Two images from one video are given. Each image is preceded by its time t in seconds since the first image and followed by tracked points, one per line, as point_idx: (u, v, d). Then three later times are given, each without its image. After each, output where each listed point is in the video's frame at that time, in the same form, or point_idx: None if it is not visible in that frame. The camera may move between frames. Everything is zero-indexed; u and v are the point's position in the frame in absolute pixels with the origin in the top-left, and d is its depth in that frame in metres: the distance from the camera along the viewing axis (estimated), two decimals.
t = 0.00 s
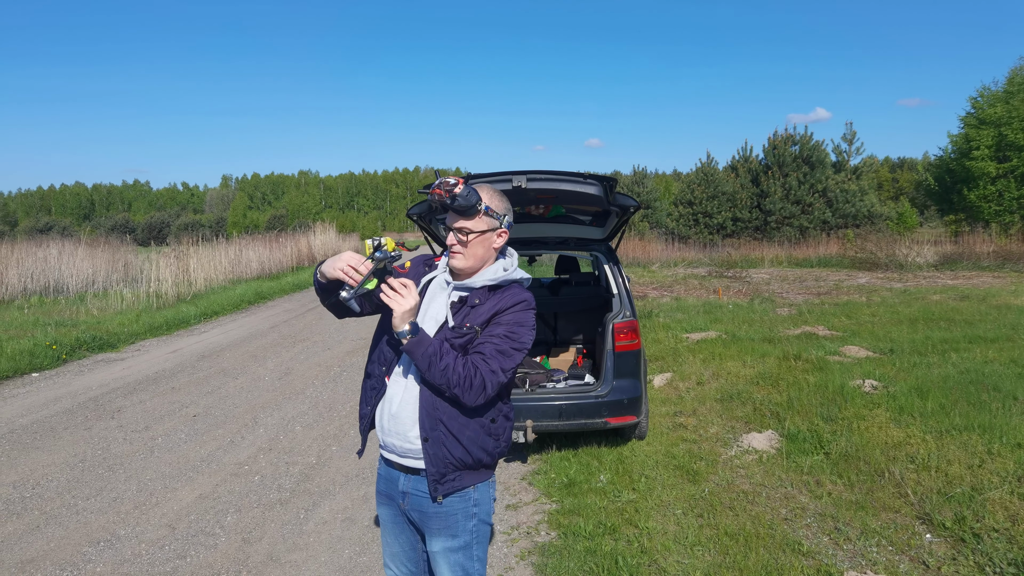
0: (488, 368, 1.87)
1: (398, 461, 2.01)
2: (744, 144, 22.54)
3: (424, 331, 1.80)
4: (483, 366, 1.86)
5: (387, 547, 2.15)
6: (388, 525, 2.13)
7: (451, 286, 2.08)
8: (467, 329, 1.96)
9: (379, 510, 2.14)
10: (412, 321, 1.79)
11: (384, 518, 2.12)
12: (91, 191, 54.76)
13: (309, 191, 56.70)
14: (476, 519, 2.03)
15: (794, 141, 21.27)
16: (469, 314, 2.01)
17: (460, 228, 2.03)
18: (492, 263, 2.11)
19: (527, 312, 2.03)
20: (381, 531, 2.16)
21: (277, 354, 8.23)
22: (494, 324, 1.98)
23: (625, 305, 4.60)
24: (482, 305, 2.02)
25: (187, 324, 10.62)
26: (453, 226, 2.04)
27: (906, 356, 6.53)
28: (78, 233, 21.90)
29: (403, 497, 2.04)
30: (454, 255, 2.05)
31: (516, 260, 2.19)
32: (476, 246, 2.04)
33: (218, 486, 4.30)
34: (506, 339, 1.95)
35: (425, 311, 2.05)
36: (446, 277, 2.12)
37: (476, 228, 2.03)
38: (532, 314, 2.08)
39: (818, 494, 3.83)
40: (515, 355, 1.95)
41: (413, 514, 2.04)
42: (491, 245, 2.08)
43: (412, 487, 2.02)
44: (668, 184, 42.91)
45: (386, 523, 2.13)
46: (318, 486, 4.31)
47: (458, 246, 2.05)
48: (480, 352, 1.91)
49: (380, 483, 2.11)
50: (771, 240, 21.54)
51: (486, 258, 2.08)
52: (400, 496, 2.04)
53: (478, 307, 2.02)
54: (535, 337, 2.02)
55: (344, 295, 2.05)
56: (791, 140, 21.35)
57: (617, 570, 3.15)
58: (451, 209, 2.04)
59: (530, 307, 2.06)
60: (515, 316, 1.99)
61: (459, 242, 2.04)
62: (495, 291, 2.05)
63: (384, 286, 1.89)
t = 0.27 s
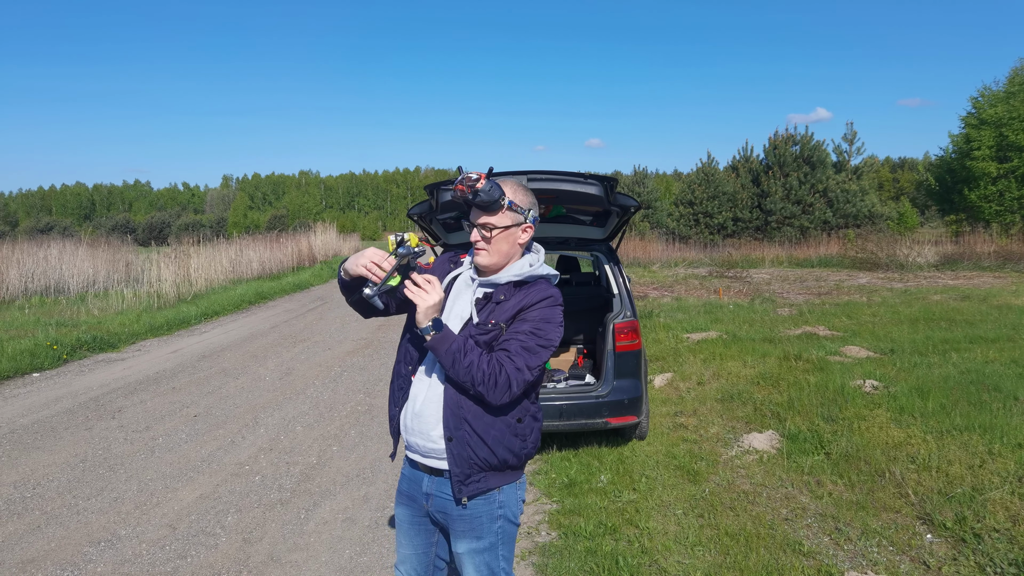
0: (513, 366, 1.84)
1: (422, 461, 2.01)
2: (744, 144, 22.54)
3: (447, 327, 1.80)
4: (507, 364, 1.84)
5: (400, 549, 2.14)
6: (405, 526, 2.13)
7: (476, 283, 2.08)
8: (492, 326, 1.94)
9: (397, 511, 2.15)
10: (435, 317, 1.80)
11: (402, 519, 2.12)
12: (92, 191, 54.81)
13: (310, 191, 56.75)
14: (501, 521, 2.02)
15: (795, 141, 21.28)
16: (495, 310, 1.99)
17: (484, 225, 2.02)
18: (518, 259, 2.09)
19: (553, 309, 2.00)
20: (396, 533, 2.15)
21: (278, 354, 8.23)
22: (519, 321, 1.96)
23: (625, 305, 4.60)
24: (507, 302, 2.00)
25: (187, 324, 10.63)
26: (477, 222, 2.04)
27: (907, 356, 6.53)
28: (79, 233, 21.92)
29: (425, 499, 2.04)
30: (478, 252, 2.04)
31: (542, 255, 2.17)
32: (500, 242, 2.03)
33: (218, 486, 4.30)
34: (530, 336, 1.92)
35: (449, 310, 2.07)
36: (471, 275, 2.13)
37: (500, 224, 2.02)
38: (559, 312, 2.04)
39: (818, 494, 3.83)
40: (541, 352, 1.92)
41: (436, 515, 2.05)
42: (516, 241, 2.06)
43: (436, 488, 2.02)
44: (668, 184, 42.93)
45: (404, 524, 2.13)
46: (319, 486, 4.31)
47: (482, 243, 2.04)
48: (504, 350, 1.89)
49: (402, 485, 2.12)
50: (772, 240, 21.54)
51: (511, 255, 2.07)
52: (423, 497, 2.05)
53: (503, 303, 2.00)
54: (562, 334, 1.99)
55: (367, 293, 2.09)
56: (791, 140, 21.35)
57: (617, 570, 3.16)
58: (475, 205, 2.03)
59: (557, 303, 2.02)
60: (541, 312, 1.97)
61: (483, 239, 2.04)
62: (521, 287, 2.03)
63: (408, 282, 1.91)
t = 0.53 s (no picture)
0: (535, 367, 1.83)
1: (445, 463, 2.02)
2: (744, 144, 22.54)
3: (468, 327, 1.82)
4: (529, 364, 1.83)
5: (416, 549, 2.14)
6: (423, 526, 2.13)
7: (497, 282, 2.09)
8: (513, 326, 1.93)
9: (416, 510, 2.15)
10: (454, 317, 1.81)
11: (421, 517, 2.13)
12: (92, 192, 54.83)
13: (310, 191, 56.78)
14: (524, 523, 2.02)
15: (795, 141, 21.29)
16: (517, 310, 1.99)
17: (505, 222, 2.03)
18: (540, 257, 2.09)
19: (576, 308, 1.98)
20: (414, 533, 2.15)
21: (278, 354, 8.24)
22: (541, 321, 1.95)
23: (625, 305, 4.60)
24: (529, 302, 1.99)
25: (187, 325, 10.63)
26: (499, 221, 2.05)
27: (907, 357, 6.53)
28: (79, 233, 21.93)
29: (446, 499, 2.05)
30: (500, 250, 2.06)
31: (565, 253, 2.16)
32: (522, 240, 2.04)
33: (218, 486, 4.30)
34: (553, 336, 1.90)
35: (471, 309, 2.10)
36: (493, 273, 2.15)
37: (521, 222, 2.03)
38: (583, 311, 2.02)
39: (818, 495, 3.83)
40: (564, 352, 1.90)
41: (458, 516, 2.06)
42: (538, 238, 2.07)
43: (458, 489, 2.03)
44: (668, 184, 42.93)
45: (423, 523, 2.13)
46: (319, 487, 4.31)
47: (503, 241, 2.05)
48: (526, 350, 1.88)
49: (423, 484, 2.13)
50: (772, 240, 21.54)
51: (533, 253, 2.07)
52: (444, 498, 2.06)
53: (525, 303, 1.99)
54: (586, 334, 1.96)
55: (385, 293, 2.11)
56: (791, 140, 21.36)
57: (618, 570, 3.16)
58: (496, 203, 2.04)
59: (580, 302, 2.00)
60: (563, 312, 1.95)
61: (505, 237, 2.05)
62: (544, 286, 2.02)
63: (428, 281, 1.93)
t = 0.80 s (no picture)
0: (543, 370, 1.83)
1: (453, 463, 2.02)
2: (744, 144, 22.53)
3: (476, 329, 1.82)
4: (538, 368, 1.83)
5: (429, 552, 2.14)
6: (433, 528, 2.13)
7: (507, 284, 2.09)
8: (523, 328, 1.93)
9: (425, 511, 2.16)
10: (462, 319, 1.83)
11: (431, 519, 2.13)
12: (92, 192, 54.82)
13: (310, 192, 56.78)
14: (529, 525, 2.03)
15: (795, 142, 21.30)
16: (526, 312, 1.99)
17: (518, 224, 2.03)
18: (551, 259, 2.10)
19: (586, 312, 1.97)
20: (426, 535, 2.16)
21: (277, 354, 8.23)
22: (551, 324, 1.94)
23: (625, 305, 4.59)
24: (539, 303, 1.99)
25: (187, 325, 10.63)
26: (511, 223, 2.05)
27: (907, 357, 6.53)
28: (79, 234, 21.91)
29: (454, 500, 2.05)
30: (511, 251, 2.06)
31: (576, 254, 2.17)
32: (534, 242, 2.04)
33: (218, 487, 4.30)
34: (562, 339, 1.90)
35: (480, 310, 2.10)
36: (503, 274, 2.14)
37: (534, 224, 2.03)
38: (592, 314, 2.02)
39: (818, 495, 3.83)
40: (573, 355, 1.90)
41: (465, 517, 2.06)
42: (550, 240, 2.07)
43: (465, 489, 2.03)
44: (668, 184, 42.96)
45: (433, 525, 2.13)
46: (319, 487, 4.31)
47: (515, 243, 2.05)
48: (535, 353, 1.88)
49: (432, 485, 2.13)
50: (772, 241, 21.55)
51: (544, 255, 2.07)
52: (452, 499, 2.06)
53: (535, 305, 2.00)
54: (596, 338, 1.96)
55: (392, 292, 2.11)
56: (791, 140, 21.37)
57: (618, 570, 3.16)
58: (509, 204, 2.04)
59: (590, 304, 2.00)
60: (573, 315, 1.95)
61: (516, 239, 2.04)
62: (554, 288, 2.02)
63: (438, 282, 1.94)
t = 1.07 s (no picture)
0: (545, 370, 1.83)
1: (457, 464, 2.02)
2: (744, 145, 22.53)
3: (478, 329, 1.82)
4: (540, 367, 1.83)
5: (440, 553, 2.15)
6: (442, 530, 2.14)
7: (508, 284, 2.08)
8: (524, 328, 1.93)
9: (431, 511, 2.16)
10: (464, 320, 1.83)
11: (439, 521, 2.13)
12: (92, 193, 54.83)
13: (310, 193, 56.81)
14: (533, 524, 2.03)
15: (795, 142, 21.31)
16: (527, 312, 1.99)
17: (519, 225, 2.03)
18: (552, 258, 2.10)
19: (587, 311, 1.97)
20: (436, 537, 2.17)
21: (277, 355, 8.23)
22: (552, 324, 1.95)
23: (626, 306, 4.59)
24: (540, 303, 1.99)
25: (187, 326, 10.63)
26: (513, 223, 2.05)
27: (907, 357, 6.53)
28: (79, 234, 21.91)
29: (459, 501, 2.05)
30: (513, 252, 2.06)
31: (577, 253, 2.17)
32: (535, 242, 2.04)
33: (218, 488, 4.30)
34: (564, 339, 1.90)
35: (482, 310, 2.09)
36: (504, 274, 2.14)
37: (536, 224, 2.03)
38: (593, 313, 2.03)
39: (819, 496, 3.83)
40: (575, 355, 1.90)
41: (469, 517, 2.06)
42: (552, 240, 2.07)
43: (470, 490, 2.03)
44: (667, 185, 42.95)
45: (441, 528, 2.14)
46: (319, 488, 4.31)
47: (517, 244, 2.05)
48: (537, 352, 1.88)
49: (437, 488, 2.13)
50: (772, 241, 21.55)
51: (546, 255, 2.07)
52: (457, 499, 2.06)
53: (536, 305, 2.00)
54: (597, 337, 1.96)
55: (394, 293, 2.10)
56: (791, 141, 21.38)
57: (618, 572, 3.15)
58: (510, 205, 2.04)
59: (591, 304, 2.00)
60: (574, 314, 1.95)
61: (518, 240, 2.04)
62: (555, 287, 2.02)
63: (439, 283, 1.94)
